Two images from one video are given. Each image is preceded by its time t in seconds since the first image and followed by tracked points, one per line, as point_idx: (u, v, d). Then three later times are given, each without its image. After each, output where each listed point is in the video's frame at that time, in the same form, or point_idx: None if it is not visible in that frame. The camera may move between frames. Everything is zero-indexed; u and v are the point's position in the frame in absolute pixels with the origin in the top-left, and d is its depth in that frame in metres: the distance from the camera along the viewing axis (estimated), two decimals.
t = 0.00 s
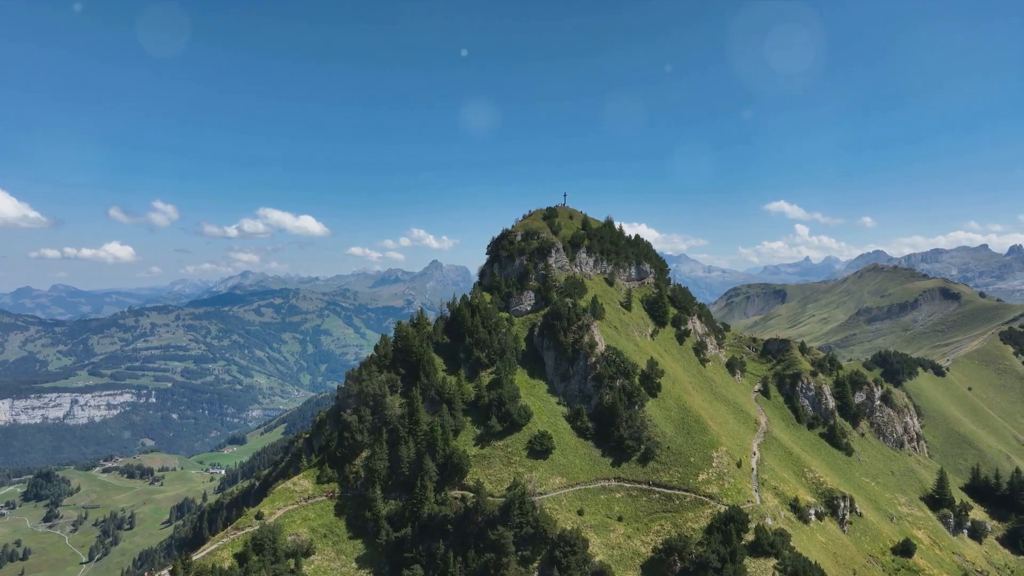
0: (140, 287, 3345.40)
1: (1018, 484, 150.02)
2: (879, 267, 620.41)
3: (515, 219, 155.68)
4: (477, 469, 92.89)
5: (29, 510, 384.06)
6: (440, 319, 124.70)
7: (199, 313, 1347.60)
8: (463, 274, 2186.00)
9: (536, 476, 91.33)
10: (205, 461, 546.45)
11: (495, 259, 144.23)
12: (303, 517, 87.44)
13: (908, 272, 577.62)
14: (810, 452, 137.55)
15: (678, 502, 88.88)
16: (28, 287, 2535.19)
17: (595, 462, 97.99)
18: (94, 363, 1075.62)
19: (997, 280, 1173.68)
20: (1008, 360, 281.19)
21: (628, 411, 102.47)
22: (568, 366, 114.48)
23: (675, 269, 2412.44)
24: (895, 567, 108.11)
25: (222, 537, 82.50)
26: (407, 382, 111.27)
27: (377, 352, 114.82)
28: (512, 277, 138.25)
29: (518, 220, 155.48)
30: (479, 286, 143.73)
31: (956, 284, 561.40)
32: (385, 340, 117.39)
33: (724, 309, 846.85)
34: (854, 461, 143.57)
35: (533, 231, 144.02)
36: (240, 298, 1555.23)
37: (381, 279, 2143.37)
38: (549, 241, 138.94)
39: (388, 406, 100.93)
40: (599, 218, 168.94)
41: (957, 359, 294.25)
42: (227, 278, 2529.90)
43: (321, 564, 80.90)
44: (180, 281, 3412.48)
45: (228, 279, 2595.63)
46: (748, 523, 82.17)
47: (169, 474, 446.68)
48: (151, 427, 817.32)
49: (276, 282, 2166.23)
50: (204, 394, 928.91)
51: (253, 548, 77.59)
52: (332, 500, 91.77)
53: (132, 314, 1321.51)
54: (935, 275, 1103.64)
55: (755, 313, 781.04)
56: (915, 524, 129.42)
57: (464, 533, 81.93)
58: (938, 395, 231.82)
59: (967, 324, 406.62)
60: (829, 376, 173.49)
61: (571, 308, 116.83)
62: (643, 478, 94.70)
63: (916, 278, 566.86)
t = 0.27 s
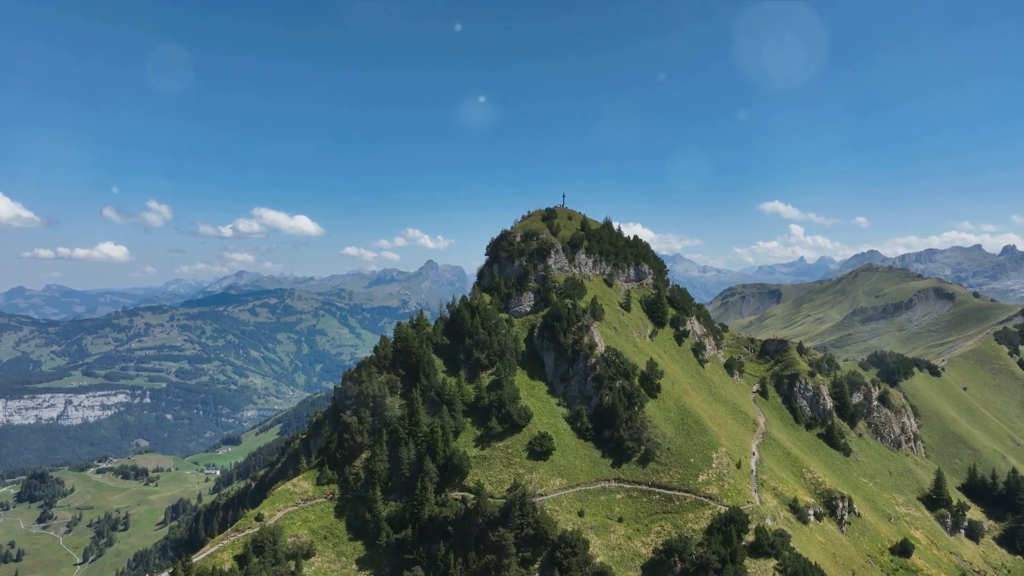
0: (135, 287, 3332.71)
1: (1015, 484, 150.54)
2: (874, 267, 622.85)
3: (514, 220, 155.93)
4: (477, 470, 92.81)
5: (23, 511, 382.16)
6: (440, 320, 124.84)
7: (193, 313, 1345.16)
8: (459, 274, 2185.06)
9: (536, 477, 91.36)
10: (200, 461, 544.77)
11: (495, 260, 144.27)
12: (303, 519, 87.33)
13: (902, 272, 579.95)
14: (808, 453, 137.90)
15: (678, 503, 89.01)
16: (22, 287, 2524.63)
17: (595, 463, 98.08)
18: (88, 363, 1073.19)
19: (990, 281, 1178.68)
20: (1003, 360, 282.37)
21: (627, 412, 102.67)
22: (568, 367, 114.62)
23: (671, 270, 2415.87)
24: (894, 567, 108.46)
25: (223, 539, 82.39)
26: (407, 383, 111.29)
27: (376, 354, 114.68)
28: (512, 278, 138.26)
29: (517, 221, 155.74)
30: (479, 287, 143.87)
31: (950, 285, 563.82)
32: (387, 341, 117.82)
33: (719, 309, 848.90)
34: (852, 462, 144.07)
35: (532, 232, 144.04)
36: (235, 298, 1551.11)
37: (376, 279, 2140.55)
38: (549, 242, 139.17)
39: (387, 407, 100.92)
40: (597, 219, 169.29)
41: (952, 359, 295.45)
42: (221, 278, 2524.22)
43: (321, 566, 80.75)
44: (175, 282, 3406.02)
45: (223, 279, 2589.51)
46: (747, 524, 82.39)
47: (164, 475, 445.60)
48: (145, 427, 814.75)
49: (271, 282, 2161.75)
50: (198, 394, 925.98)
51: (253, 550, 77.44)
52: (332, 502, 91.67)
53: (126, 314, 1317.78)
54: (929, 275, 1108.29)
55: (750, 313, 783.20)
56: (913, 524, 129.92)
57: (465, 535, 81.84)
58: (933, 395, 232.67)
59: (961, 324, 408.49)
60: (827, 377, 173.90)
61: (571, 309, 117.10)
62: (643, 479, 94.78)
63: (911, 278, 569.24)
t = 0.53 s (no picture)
0: (128, 287, 3316.37)
1: (1011, 484, 151.28)
2: (867, 267, 625.25)
3: (513, 221, 155.97)
4: (477, 471, 92.82)
5: (15, 512, 379.53)
6: (439, 321, 124.75)
7: (186, 313, 1341.87)
8: (454, 274, 2182.44)
9: (536, 478, 91.43)
10: (193, 462, 542.54)
11: (493, 261, 144.12)
12: (302, 521, 87.09)
13: (896, 272, 582.50)
14: (806, 453, 138.33)
15: (678, 503, 89.16)
16: (14, 287, 2511.46)
17: (595, 464, 98.19)
18: (81, 363, 1074.36)
19: (982, 281, 1184.98)
20: (996, 360, 283.90)
21: (627, 413, 102.89)
22: (567, 368, 114.80)
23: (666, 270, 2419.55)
24: (891, 567, 108.96)
25: (222, 541, 82.04)
26: (406, 384, 111.09)
27: (374, 355, 114.36)
28: (510, 279, 138.23)
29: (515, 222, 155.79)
30: (477, 288, 143.82)
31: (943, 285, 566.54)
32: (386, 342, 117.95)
33: (713, 309, 851.17)
34: (849, 462, 144.68)
35: (531, 233, 144.03)
36: (228, 298, 1545.43)
37: (370, 279, 2136.24)
38: (547, 243, 139.43)
39: (387, 409, 100.75)
40: (595, 220, 169.51)
41: (946, 360, 296.91)
42: (215, 278, 2513.95)
43: (321, 567, 80.53)
44: (168, 282, 3394.99)
45: (217, 279, 2580.21)
46: (746, 524, 82.60)
47: (157, 476, 444.26)
48: (138, 428, 811.07)
49: (265, 282, 2155.65)
50: (192, 394, 923.11)
51: (253, 552, 77.13)
52: (332, 504, 91.42)
53: (119, 315, 1314.15)
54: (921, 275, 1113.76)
55: (744, 313, 785.53)
56: (910, 524, 130.51)
57: (465, 536, 81.79)
58: (928, 395, 233.87)
59: (955, 324, 410.43)
60: (824, 377, 174.43)
61: (570, 310, 117.38)
62: (642, 480, 94.87)
63: (904, 278, 571.64)
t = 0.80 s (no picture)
0: (122, 287, 3301.51)
1: (1007, 483, 151.89)
2: (862, 268, 626.97)
3: (511, 222, 156.14)
4: (477, 472, 92.74)
5: (8, 513, 376.96)
6: (438, 322, 124.71)
7: (180, 313, 1336.93)
8: (449, 274, 2180.96)
9: (536, 479, 91.48)
10: (187, 463, 540.36)
11: (492, 262, 143.90)
12: (302, 523, 86.82)
13: (890, 272, 584.45)
14: (804, 454, 138.58)
15: (678, 504, 89.28)
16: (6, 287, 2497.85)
17: (595, 465, 98.28)
18: (74, 363, 1069.07)
19: (975, 281, 1190.79)
20: (990, 359, 285.28)
21: (626, 414, 103.19)
22: (566, 369, 114.91)
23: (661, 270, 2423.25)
24: (889, 567, 109.42)
25: (222, 543, 81.79)
26: (405, 385, 110.92)
27: (373, 356, 114.16)
28: (509, 280, 138.22)
29: (514, 223, 155.94)
30: (476, 289, 143.69)
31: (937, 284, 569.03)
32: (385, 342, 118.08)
33: (708, 309, 852.61)
34: (846, 462, 145.20)
35: (530, 233, 143.97)
36: (222, 298, 1540.48)
37: (365, 279, 2132.67)
38: (546, 244, 139.59)
39: (386, 409, 100.76)
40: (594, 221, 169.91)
41: (940, 359, 298.14)
42: (209, 278, 2504.16)
43: (321, 569, 80.32)
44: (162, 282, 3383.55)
45: (211, 279, 2570.81)
46: (746, 525, 82.84)
47: (152, 476, 442.71)
48: (132, 428, 807.85)
49: (260, 282, 2149.09)
50: (186, 395, 919.82)
51: (253, 553, 76.91)
52: (331, 505, 91.27)
53: (113, 315, 1308.57)
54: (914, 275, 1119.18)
55: (738, 314, 787.34)
56: (907, 524, 130.95)
57: (466, 537, 81.73)
58: (923, 395, 234.73)
59: (948, 324, 411.93)
60: (821, 377, 174.78)
61: (569, 311, 117.90)
62: (642, 481, 95.01)
63: (899, 278, 573.48)
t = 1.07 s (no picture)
0: (116, 287, 3287.54)
1: (1003, 482, 152.51)
2: (856, 267, 629.21)
3: (510, 223, 156.21)
4: (477, 473, 92.79)
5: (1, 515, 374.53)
6: (438, 322, 124.72)
7: (175, 314, 1332.46)
8: (445, 274, 2178.91)
9: (536, 480, 91.52)
10: (182, 463, 539.35)
11: (491, 262, 143.74)
12: (302, 524, 86.70)
13: (884, 272, 586.78)
14: (802, 454, 139.00)
15: (678, 505, 89.41)
16: None
17: (594, 465, 98.49)
18: (68, 364, 1063.48)
19: (968, 281, 1196.09)
20: (984, 359, 286.49)
21: (625, 415, 103.40)
22: (566, 369, 114.99)
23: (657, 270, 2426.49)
24: (887, 567, 109.76)
25: (221, 545, 81.55)
26: (405, 386, 110.93)
27: (372, 357, 114.04)
28: (508, 280, 138.19)
29: (513, 224, 156.13)
30: (475, 290, 143.62)
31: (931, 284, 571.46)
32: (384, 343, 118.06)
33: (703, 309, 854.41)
34: (844, 462, 145.70)
35: (529, 234, 144.00)
36: (216, 298, 1536.53)
37: (360, 279, 2129.43)
38: (546, 245, 139.78)
39: (386, 411, 100.77)
40: (593, 222, 170.25)
41: (935, 359, 299.27)
42: (203, 277, 2495.96)
43: (321, 571, 80.23)
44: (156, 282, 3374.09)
45: (205, 279, 2562.74)
46: (746, 525, 83.05)
47: (146, 477, 441.60)
48: (126, 429, 805.25)
49: (255, 283, 2143.67)
50: (180, 395, 917.09)
51: (253, 555, 76.77)
52: (331, 507, 91.17)
53: (107, 316, 1303.17)
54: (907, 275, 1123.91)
55: (734, 314, 789.20)
56: (904, 524, 131.50)
57: (466, 538, 81.72)
58: (918, 395, 235.80)
59: (942, 324, 413.73)
60: (819, 377, 175.27)
61: (569, 312, 118.10)
62: (641, 482, 95.17)
63: (893, 278, 575.79)
